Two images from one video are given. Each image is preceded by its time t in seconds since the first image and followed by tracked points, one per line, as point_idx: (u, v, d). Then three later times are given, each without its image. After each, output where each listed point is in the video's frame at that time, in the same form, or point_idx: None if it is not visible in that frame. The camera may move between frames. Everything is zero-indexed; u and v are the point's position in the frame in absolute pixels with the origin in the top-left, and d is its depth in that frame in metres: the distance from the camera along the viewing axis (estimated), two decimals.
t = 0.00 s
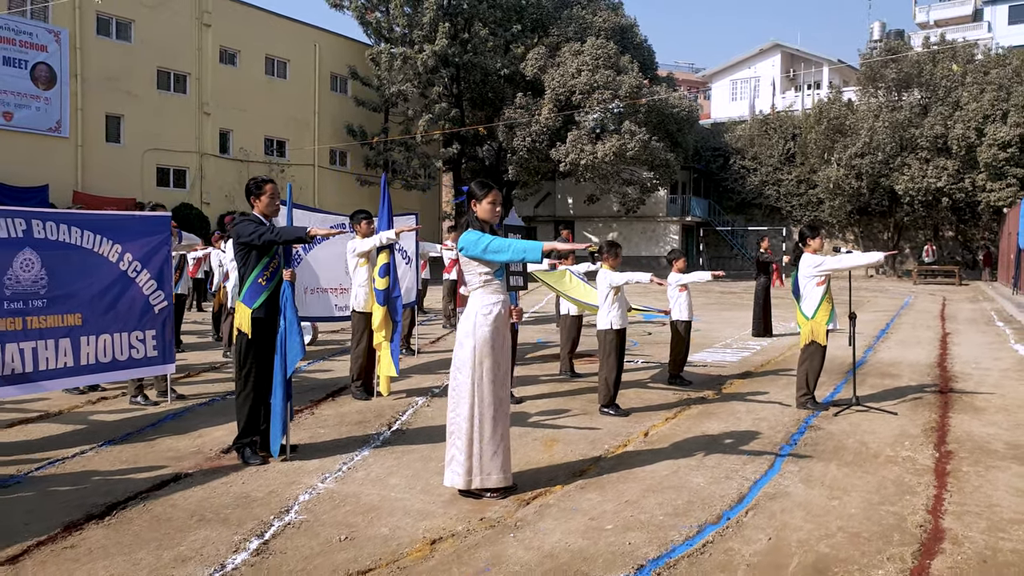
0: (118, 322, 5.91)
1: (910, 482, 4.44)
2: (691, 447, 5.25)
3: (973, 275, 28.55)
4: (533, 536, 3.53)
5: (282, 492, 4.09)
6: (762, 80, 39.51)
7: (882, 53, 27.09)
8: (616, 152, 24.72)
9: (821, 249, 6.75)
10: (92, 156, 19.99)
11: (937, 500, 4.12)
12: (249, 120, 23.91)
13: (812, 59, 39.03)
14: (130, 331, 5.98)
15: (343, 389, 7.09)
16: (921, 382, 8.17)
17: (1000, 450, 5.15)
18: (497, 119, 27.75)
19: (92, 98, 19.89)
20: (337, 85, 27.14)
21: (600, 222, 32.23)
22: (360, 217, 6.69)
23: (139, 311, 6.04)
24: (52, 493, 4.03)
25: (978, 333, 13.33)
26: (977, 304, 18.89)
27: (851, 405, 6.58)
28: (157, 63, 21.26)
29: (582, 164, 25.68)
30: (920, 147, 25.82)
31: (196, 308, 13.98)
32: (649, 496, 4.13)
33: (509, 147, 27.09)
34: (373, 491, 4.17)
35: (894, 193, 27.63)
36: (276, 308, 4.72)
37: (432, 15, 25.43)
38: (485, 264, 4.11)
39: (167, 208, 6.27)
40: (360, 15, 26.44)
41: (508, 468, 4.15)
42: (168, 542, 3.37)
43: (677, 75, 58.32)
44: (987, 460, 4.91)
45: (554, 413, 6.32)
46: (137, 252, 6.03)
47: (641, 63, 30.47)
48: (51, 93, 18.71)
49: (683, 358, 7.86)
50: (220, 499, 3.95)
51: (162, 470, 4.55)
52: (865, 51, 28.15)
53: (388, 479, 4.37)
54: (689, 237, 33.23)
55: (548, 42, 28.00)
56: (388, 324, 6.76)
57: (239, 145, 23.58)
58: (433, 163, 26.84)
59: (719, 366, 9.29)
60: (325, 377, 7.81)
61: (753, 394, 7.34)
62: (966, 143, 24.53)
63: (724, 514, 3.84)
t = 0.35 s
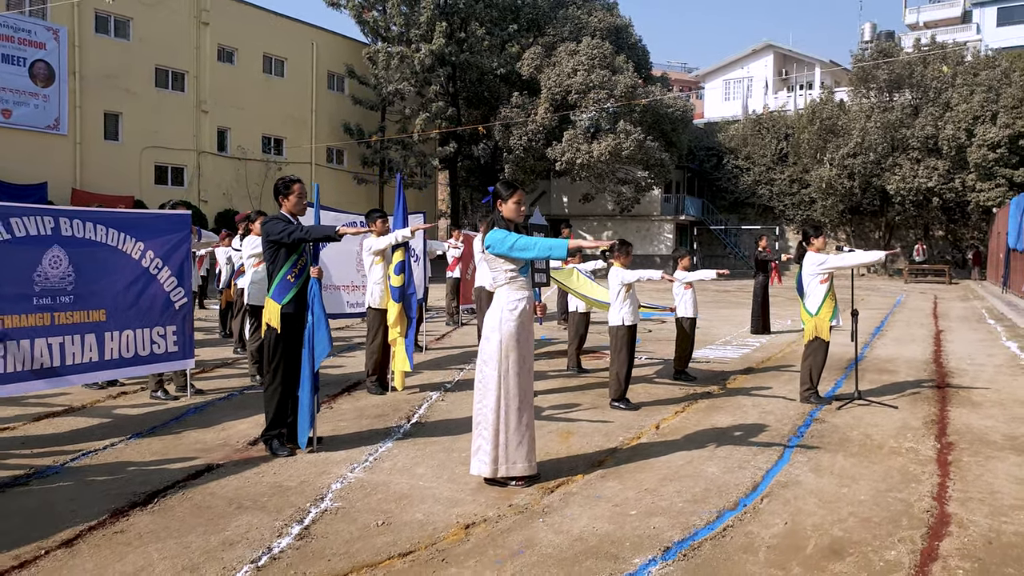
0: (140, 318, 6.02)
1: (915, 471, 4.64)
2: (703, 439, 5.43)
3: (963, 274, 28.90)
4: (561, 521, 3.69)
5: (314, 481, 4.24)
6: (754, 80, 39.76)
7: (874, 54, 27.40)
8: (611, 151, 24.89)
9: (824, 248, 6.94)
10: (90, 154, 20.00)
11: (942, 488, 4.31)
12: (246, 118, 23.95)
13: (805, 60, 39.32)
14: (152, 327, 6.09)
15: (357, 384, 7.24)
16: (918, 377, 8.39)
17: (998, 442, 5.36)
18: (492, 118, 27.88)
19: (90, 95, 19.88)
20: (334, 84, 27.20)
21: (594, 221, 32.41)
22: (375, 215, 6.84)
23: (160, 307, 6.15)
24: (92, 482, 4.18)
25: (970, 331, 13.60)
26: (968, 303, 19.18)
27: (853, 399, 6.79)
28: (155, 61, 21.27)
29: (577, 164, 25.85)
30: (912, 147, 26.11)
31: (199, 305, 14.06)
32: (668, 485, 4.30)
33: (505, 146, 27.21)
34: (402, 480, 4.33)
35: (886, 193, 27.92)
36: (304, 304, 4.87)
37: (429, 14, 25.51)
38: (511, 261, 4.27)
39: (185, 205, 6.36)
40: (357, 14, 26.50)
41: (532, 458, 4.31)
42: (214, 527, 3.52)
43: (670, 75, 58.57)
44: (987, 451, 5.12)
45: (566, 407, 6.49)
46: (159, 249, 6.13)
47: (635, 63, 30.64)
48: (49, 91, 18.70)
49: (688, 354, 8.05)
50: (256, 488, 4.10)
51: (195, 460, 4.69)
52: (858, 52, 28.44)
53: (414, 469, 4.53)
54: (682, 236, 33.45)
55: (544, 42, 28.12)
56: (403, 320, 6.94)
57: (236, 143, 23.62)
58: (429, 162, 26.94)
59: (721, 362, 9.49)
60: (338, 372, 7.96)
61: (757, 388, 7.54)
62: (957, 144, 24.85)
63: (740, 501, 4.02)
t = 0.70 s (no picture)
0: (164, 318, 6.16)
1: (924, 467, 4.80)
2: (716, 436, 5.59)
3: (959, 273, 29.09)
4: (589, 513, 3.84)
5: (345, 476, 4.39)
6: (751, 80, 39.92)
7: (871, 54, 27.59)
8: (610, 151, 24.99)
9: (831, 249, 7.09)
10: (93, 153, 20.03)
11: (952, 482, 4.48)
12: (247, 118, 24.02)
13: (801, 60, 39.52)
14: (176, 326, 6.23)
15: (373, 381, 7.36)
16: (921, 376, 8.57)
17: (1003, 439, 5.52)
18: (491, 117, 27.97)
19: (93, 94, 19.90)
20: (334, 83, 27.29)
21: (592, 219, 32.55)
22: (390, 217, 6.94)
23: (183, 306, 6.29)
24: (131, 475, 4.33)
25: (969, 330, 13.78)
26: (966, 302, 19.37)
27: (859, 397, 6.95)
28: (157, 60, 21.32)
29: (575, 163, 25.93)
30: (909, 147, 26.28)
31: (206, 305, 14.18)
32: (687, 479, 4.46)
33: (504, 145, 27.29)
34: (429, 474, 4.47)
35: (882, 192, 28.08)
36: (331, 304, 5.03)
37: (428, 13, 25.57)
38: (535, 264, 4.40)
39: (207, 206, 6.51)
40: (356, 14, 26.60)
41: (556, 453, 4.46)
42: (257, 519, 3.68)
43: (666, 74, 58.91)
44: (994, 447, 5.28)
45: (580, 405, 6.63)
46: (182, 249, 6.28)
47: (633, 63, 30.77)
48: (52, 90, 18.73)
49: (696, 354, 8.19)
50: (289, 482, 4.24)
51: (226, 455, 4.83)
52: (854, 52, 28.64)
53: (440, 464, 4.68)
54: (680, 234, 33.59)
55: (542, 41, 28.23)
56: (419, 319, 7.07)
57: (237, 142, 23.68)
58: (429, 161, 27.02)
59: (727, 361, 9.64)
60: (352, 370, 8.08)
61: (764, 387, 7.71)
62: (953, 144, 25.04)
63: (758, 494, 4.17)
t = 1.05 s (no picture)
0: (190, 319, 6.33)
1: (930, 460, 5.01)
2: (728, 432, 5.79)
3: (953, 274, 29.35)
4: (615, 504, 4.03)
5: (378, 470, 4.57)
6: (747, 82, 40.15)
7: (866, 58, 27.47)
8: (608, 153, 25.14)
9: (836, 251, 7.29)
10: (96, 155, 20.06)
11: (956, 474, 4.68)
12: (249, 120, 24.13)
13: (797, 62, 39.78)
14: (201, 326, 6.41)
15: (389, 381, 7.50)
16: (921, 374, 8.79)
17: (1003, 433, 5.74)
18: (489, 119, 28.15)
19: (96, 97, 19.92)
20: (334, 85, 27.42)
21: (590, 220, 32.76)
22: (408, 221, 7.20)
23: (208, 308, 6.47)
24: (172, 471, 4.49)
25: (965, 330, 14.03)
26: (961, 303, 19.61)
27: (863, 395, 7.16)
28: (160, 63, 21.40)
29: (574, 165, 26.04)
30: (904, 148, 26.53)
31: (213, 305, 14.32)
32: (705, 472, 4.65)
33: (503, 147, 27.45)
34: (458, 468, 4.66)
35: (878, 194, 28.30)
36: (360, 305, 5.22)
37: (428, 16, 25.70)
38: (558, 267, 4.59)
39: (229, 210, 6.73)
40: (357, 16, 26.72)
41: (579, 448, 4.64)
42: (300, 510, 3.85)
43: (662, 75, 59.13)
44: (995, 442, 5.50)
45: (594, 402, 6.83)
46: (207, 252, 6.46)
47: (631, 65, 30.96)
48: (56, 93, 18.78)
49: (703, 353, 8.39)
50: (325, 476, 4.42)
51: (259, 451, 5.00)
52: (850, 55, 28.89)
53: (467, 459, 4.86)
54: (677, 235, 33.81)
55: (541, 44, 28.40)
56: (435, 320, 7.32)
57: (239, 144, 23.78)
58: (428, 163, 27.19)
59: (732, 360, 9.84)
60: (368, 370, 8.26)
61: (770, 385, 7.91)
62: (948, 146, 25.32)
63: (774, 486, 4.37)
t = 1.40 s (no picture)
0: (209, 318, 6.46)
1: (932, 452, 5.19)
2: (736, 426, 5.96)
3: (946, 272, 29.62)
4: (633, 493, 4.19)
5: (401, 463, 4.72)
6: (741, 81, 40.32)
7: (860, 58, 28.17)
8: (604, 152, 25.22)
9: (838, 250, 7.46)
10: (95, 156, 20.04)
11: (959, 465, 4.86)
12: (247, 121, 24.14)
13: (791, 61, 39.98)
14: (219, 325, 6.54)
15: (402, 378, 7.67)
16: (920, 370, 8.97)
17: (1002, 426, 5.92)
18: (486, 119, 28.24)
19: (96, 98, 19.89)
20: (331, 86, 27.47)
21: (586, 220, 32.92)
22: (418, 222, 7.35)
23: (226, 307, 6.60)
24: (202, 465, 4.63)
25: (961, 327, 14.24)
26: (955, 300, 19.83)
27: (865, 390, 7.33)
28: (158, 64, 21.36)
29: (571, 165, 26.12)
30: (898, 148, 26.77)
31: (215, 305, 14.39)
32: (718, 464, 4.82)
33: (499, 147, 27.58)
34: (478, 461, 4.81)
35: (872, 193, 28.52)
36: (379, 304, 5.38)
37: (425, 17, 25.78)
38: (574, 266, 4.72)
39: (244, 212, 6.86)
40: (353, 17, 26.78)
41: (596, 442, 4.80)
42: (331, 501, 3.99)
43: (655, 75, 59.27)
44: (994, 434, 5.68)
45: (603, 399, 6.98)
46: (224, 253, 6.59)
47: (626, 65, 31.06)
48: (56, 94, 18.77)
49: (708, 351, 8.54)
50: (351, 469, 4.57)
51: (282, 446, 5.14)
52: (844, 55, 29.10)
53: (486, 452, 5.02)
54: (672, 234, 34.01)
55: (536, 44, 28.49)
56: (447, 319, 7.38)
57: (237, 145, 23.78)
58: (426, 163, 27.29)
59: (734, 358, 10.00)
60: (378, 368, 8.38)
61: (774, 381, 8.08)
62: (941, 145, 25.64)
63: (785, 477, 4.54)
